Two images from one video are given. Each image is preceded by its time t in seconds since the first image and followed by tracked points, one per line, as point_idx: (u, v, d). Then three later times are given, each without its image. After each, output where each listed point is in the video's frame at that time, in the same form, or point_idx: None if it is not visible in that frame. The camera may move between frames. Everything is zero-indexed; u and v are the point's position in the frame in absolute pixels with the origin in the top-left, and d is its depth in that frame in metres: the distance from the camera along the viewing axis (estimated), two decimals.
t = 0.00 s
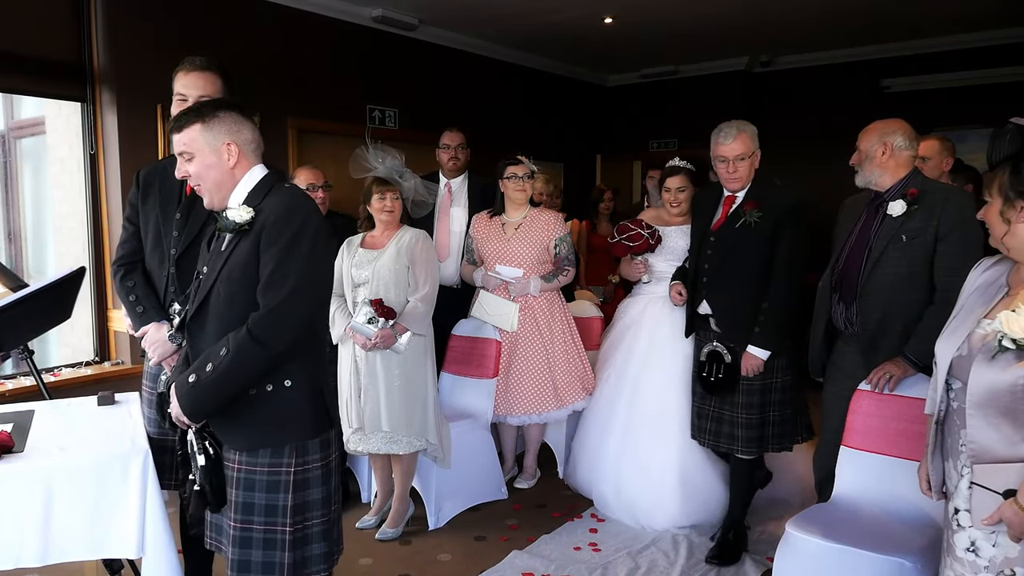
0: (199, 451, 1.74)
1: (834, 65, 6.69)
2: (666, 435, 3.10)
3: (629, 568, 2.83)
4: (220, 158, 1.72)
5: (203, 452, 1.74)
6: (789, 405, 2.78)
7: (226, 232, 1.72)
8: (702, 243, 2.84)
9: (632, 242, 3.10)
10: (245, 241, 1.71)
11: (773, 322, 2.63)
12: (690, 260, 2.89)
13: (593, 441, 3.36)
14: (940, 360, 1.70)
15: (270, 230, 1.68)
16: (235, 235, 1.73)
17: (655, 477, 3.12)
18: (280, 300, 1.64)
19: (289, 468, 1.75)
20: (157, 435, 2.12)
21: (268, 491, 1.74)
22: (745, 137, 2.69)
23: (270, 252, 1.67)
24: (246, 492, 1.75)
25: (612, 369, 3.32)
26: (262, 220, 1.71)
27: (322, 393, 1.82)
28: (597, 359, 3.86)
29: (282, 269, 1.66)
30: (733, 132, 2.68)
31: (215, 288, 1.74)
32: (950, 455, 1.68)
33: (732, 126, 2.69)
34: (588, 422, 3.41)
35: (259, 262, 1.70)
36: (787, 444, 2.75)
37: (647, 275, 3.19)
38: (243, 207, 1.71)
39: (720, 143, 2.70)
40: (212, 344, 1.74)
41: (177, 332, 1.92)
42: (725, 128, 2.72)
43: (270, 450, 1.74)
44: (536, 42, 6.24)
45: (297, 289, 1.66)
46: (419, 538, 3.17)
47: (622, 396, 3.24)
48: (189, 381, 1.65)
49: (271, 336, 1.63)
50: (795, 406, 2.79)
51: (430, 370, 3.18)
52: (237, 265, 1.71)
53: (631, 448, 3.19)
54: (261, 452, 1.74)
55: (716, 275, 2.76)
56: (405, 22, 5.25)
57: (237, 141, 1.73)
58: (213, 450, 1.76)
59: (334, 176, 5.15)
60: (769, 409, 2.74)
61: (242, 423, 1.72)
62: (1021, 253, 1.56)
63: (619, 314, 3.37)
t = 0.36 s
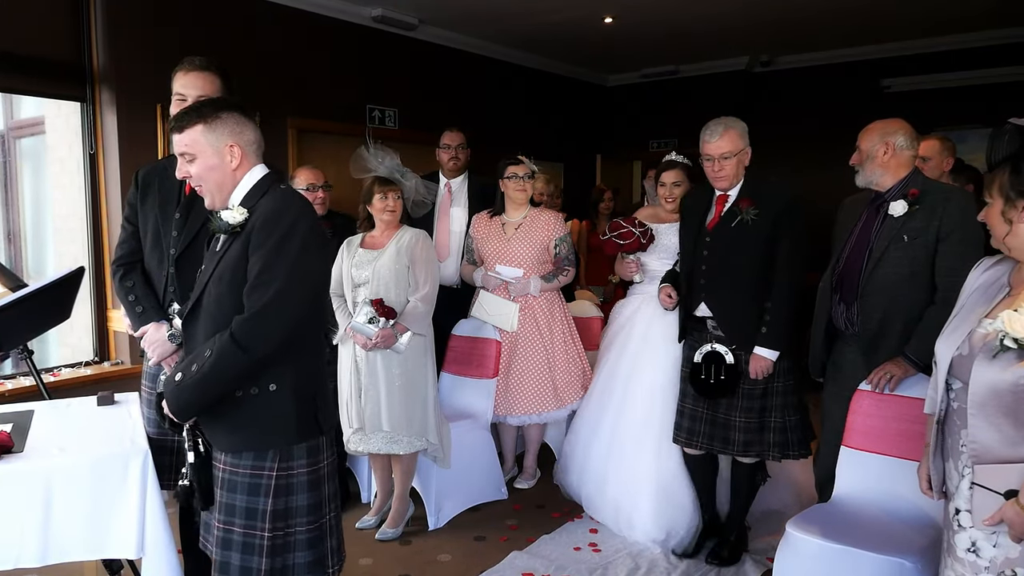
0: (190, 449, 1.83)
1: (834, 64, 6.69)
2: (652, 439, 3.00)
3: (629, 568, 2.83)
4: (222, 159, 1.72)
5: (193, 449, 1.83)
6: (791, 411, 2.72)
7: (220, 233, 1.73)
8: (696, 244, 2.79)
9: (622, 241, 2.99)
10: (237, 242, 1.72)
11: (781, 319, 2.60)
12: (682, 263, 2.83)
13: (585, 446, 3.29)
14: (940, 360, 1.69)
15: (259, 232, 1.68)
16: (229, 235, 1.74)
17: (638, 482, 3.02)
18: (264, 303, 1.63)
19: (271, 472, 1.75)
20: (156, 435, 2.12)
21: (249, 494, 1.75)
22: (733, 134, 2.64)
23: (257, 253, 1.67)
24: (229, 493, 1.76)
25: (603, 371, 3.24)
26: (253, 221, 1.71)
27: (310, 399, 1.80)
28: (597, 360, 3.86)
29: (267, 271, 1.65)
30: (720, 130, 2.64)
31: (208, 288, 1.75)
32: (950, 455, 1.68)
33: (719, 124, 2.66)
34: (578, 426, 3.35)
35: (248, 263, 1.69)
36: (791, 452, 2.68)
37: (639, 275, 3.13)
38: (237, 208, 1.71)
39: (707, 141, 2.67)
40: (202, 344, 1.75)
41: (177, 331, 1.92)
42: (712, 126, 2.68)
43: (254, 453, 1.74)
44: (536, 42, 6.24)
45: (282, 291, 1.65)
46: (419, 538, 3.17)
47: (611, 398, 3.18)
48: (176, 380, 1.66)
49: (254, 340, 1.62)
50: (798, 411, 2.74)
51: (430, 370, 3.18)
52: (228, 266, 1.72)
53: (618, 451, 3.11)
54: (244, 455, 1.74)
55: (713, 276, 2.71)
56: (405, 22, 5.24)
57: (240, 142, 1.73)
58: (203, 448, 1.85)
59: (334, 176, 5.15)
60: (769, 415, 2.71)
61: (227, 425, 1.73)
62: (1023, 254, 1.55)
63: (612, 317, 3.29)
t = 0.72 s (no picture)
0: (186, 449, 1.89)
1: (834, 64, 6.69)
2: (639, 444, 2.85)
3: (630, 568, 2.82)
4: (225, 157, 1.72)
5: (189, 450, 1.89)
6: (789, 417, 2.54)
7: (216, 233, 1.73)
8: (690, 247, 2.57)
9: (614, 241, 2.88)
10: (233, 242, 1.72)
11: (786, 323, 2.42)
12: (671, 268, 2.63)
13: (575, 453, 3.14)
14: (941, 360, 1.69)
15: (253, 234, 1.68)
16: (226, 236, 1.74)
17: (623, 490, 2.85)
18: (253, 307, 1.62)
19: (261, 475, 1.75)
20: (156, 435, 2.12)
21: (239, 497, 1.75)
22: (711, 134, 2.44)
23: (249, 255, 1.66)
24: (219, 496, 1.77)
25: (594, 372, 3.10)
26: (248, 223, 1.70)
27: (302, 403, 1.79)
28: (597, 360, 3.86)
29: (257, 274, 1.65)
30: (697, 131, 2.46)
31: (203, 289, 1.76)
32: (951, 456, 1.67)
33: (695, 126, 2.47)
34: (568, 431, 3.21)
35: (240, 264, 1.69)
36: (790, 460, 2.53)
37: (631, 274, 3.01)
38: (235, 208, 1.71)
39: (685, 145, 2.49)
40: (195, 344, 1.75)
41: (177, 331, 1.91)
42: (690, 128, 2.49)
43: (244, 455, 1.74)
44: (537, 42, 6.23)
45: (271, 295, 1.64)
46: (418, 538, 3.17)
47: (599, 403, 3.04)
48: (166, 380, 1.67)
49: (241, 343, 1.61)
50: (796, 416, 2.57)
51: (430, 370, 3.17)
52: (222, 267, 1.72)
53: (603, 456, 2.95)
54: (235, 458, 1.75)
55: (711, 281, 2.51)
56: (405, 22, 5.24)
57: (244, 141, 1.73)
58: (199, 450, 1.91)
59: (334, 176, 5.15)
60: (767, 422, 2.53)
61: (218, 426, 1.73)
62: None
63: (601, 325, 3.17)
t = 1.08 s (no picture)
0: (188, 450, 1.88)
1: (834, 64, 6.68)
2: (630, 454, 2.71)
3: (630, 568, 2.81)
4: (222, 154, 1.72)
5: (191, 451, 1.88)
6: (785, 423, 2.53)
7: (213, 233, 1.73)
8: (679, 257, 2.50)
9: (600, 242, 2.82)
10: (229, 243, 1.72)
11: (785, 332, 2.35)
12: (659, 279, 2.55)
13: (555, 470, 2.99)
14: (940, 359, 1.68)
15: (249, 234, 1.67)
16: (224, 237, 1.74)
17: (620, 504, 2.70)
18: (250, 309, 1.62)
19: (264, 476, 1.75)
20: (156, 436, 2.11)
21: (243, 498, 1.75)
22: (691, 140, 2.38)
23: (246, 256, 1.66)
24: (224, 498, 1.77)
25: (581, 382, 2.98)
26: (245, 223, 1.70)
27: (302, 403, 1.78)
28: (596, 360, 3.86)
29: (254, 275, 1.64)
30: (676, 138, 2.40)
31: (201, 290, 1.76)
32: (951, 457, 1.66)
33: (674, 132, 2.41)
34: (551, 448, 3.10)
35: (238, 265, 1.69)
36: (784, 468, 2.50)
37: (618, 277, 2.96)
38: (231, 209, 1.71)
39: (665, 152, 2.42)
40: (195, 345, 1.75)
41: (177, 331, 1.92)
42: (669, 135, 2.43)
43: (246, 457, 1.74)
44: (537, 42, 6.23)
45: (268, 295, 1.64)
46: (419, 538, 3.16)
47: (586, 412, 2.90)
48: (166, 383, 1.67)
49: (239, 345, 1.61)
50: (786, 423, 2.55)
51: (431, 370, 3.17)
52: (219, 268, 1.72)
53: (590, 469, 2.80)
54: (238, 459, 1.74)
55: (703, 292, 2.42)
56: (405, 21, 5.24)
57: (241, 139, 1.73)
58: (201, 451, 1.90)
59: (334, 176, 5.15)
60: (761, 429, 2.49)
61: (219, 428, 1.73)
62: None
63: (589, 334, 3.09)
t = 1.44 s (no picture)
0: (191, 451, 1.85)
1: (834, 64, 6.68)
2: (626, 459, 2.68)
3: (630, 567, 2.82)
4: (220, 155, 1.71)
5: (192, 453, 1.85)
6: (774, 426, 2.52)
7: (213, 234, 1.73)
8: (661, 259, 2.45)
9: (582, 241, 2.87)
10: (230, 244, 1.72)
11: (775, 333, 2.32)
12: (642, 283, 2.50)
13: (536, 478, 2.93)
14: (941, 360, 1.67)
15: (251, 235, 1.67)
16: (224, 237, 1.73)
17: (618, 508, 2.69)
18: (253, 309, 1.62)
19: (268, 477, 1.74)
20: (155, 435, 2.11)
21: (247, 499, 1.74)
22: (667, 139, 2.31)
23: (248, 257, 1.66)
24: (227, 499, 1.76)
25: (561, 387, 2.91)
26: (246, 223, 1.70)
27: (305, 404, 1.78)
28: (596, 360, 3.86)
29: (256, 275, 1.64)
30: (652, 138, 2.33)
31: (202, 291, 1.75)
32: (952, 457, 1.66)
33: (650, 132, 2.35)
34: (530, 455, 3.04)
35: (239, 264, 1.69)
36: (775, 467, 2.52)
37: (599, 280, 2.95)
38: (231, 209, 1.71)
39: (642, 152, 2.36)
40: (197, 345, 1.75)
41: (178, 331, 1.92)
42: (644, 136, 2.37)
43: (250, 458, 1.74)
44: (537, 41, 6.23)
45: (271, 295, 1.63)
46: (419, 539, 3.16)
47: (569, 419, 2.82)
48: (167, 384, 1.66)
49: (242, 345, 1.61)
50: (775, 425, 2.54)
51: (432, 370, 3.18)
52: (221, 269, 1.71)
53: (583, 476, 2.76)
54: (241, 460, 1.74)
55: (687, 297, 2.38)
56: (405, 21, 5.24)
57: (239, 139, 1.73)
58: (204, 452, 1.88)
59: (334, 176, 5.14)
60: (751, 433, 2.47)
61: (222, 429, 1.72)
62: None
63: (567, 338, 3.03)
